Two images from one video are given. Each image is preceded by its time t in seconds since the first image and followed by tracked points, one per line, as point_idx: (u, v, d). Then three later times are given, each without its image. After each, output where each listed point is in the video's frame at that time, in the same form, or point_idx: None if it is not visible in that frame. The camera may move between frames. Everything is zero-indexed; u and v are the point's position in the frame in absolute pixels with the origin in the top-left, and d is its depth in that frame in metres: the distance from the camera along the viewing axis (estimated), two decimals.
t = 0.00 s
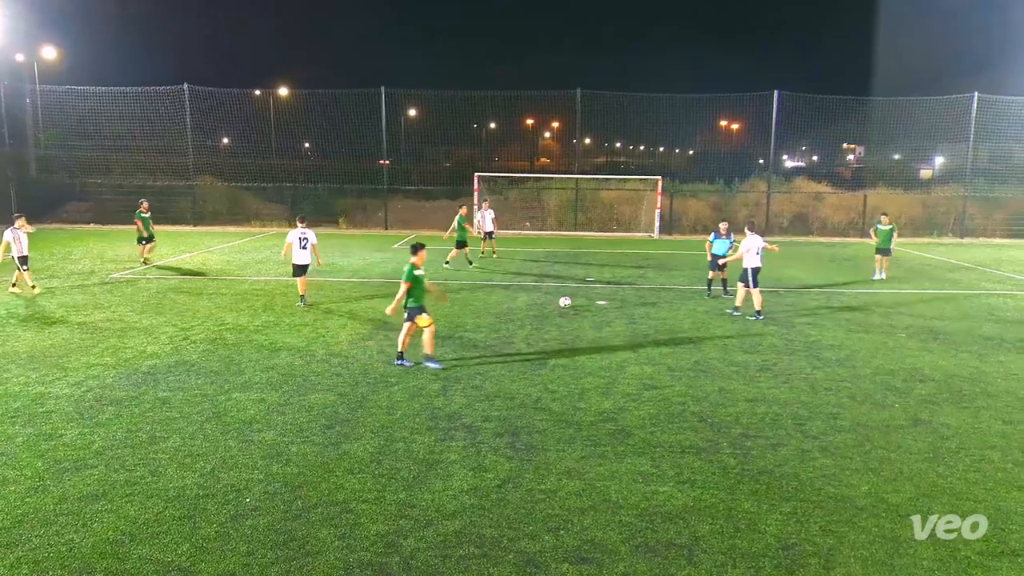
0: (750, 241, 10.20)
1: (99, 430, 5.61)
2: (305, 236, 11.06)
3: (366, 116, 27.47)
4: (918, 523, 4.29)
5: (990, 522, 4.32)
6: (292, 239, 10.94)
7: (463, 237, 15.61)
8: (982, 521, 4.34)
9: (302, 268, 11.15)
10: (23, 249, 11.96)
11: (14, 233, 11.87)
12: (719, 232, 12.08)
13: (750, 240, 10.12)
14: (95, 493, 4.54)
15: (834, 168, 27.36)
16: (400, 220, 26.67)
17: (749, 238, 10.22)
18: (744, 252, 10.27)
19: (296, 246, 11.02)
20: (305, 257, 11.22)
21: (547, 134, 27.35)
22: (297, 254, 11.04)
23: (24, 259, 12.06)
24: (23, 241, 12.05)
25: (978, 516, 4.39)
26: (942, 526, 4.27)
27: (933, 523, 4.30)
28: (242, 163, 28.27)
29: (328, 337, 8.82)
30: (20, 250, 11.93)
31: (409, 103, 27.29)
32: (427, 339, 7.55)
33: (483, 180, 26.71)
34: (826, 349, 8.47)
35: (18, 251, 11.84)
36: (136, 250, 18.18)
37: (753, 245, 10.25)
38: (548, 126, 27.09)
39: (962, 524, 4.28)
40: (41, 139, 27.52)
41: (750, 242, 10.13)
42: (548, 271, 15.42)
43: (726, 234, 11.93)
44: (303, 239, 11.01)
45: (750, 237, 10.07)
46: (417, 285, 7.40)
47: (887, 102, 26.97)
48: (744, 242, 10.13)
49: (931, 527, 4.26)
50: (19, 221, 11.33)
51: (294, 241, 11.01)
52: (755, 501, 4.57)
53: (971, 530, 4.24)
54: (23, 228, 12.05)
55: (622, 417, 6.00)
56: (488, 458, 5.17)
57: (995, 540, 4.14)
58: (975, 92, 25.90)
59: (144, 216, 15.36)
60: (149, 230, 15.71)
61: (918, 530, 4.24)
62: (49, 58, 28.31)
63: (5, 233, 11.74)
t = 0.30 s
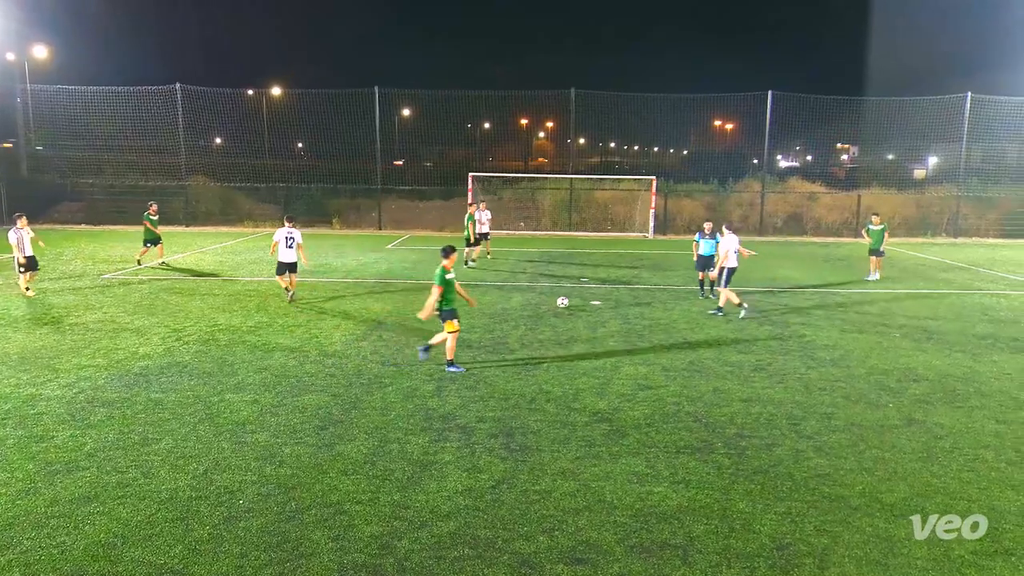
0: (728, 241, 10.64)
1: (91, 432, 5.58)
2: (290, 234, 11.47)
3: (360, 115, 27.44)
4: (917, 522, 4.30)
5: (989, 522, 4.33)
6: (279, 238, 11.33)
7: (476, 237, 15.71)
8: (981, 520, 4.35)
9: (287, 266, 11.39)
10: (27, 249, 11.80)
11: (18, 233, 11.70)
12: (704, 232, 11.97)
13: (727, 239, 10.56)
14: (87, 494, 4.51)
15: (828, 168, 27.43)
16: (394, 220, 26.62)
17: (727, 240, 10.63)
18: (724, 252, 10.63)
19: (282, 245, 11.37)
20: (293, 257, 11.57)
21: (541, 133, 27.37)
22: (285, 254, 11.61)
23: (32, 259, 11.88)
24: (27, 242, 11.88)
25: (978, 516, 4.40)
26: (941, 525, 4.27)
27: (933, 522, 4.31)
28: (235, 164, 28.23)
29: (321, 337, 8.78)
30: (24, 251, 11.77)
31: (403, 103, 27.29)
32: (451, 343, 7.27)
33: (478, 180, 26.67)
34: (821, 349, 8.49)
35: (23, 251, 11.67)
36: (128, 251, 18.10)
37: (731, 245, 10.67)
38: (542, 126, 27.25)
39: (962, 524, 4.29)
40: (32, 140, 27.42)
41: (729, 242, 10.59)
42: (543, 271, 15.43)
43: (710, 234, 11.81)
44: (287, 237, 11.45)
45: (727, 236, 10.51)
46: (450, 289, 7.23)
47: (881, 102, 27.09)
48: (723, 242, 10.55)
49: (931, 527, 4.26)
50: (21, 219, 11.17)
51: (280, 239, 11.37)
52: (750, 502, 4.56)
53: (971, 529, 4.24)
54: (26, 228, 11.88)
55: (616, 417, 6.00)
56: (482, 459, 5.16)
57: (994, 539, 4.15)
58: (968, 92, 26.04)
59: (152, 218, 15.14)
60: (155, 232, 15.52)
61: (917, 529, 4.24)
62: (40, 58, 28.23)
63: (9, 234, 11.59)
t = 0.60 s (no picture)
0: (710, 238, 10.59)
1: (84, 433, 5.56)
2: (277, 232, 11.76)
3: (355, 116, 27.41)
4: (917, 522, 4.30)
5: (990, 521, 4.33)
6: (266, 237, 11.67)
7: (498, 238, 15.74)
8: (981, 520, 4.35)
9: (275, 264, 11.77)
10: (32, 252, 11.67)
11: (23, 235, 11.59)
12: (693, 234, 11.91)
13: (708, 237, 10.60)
14: (79, 496, 4.49)
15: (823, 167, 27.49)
16: (389, 221, 26.59)
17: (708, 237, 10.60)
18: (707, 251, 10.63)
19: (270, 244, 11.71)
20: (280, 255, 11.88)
21: (536, 134, 27.39)
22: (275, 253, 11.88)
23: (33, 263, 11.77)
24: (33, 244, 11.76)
25: (978, 516, 4.40)
26: (941, 525, 4.28)
27: (932, 522, 4.31)
28: (230, 164, 28.09)
29: (314, 338, 8.75)
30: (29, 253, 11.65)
31: (397, 103, 27.25)
32: (460, 343, 7.25)
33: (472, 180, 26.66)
34: (815, 349, 8.50)
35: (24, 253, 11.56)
36: (122, 251, 18.04)
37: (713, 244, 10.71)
38: (535, 126, 27.28)
39: (961, 524, 4.30)
40: (24, 139, 27.32)
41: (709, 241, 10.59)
42: (538, 271, 15.42)
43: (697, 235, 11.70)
44: (274, 234, 11.77)
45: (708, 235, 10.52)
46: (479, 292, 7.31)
47: (875, 102, 27.15)
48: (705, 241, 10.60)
49: (930, 527, 4.26)
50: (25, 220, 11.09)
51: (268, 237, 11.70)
52: (745, 502, 4.57)
53: (971, 529, 4.24)
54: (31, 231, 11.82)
55: (611, 417, 6.00)
56: (477, 459, 5.15)
57: (993, 539, 4.15)
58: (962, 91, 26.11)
59: (158, 217, 15.07)
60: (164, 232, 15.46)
61: (917, 529, 4.24)
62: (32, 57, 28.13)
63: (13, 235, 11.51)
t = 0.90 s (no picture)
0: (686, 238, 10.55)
1: (77, 434, 5.54)
2: (263, 230, 11.91)
3: (350, 115, 27.39)
4: (918, 522, 4.31)
5: (990, 521, 4.34)
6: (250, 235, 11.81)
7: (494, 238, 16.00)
8: (982, 520, 4.35)
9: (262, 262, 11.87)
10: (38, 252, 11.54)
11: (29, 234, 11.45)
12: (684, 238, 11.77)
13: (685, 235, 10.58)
14: (73, 497, 4.47)
15: (817, 167, 27.56)
16: (385, 221, 26.56)
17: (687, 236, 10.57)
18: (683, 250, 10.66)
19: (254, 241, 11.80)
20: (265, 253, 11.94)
21: (531, 133, 27.40)
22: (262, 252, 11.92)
23: (42, 261, 11.62)
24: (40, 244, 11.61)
25: (978, 515, 4.40)
26: (942, 525, 4.28)
27: (933, 522, 4.32)
28: (223, 163, 28.07)
29: (309, 339, 8.72)
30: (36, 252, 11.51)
31: (392, 103, 27.24)
32: (518, 341, 7.39)
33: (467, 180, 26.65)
34: (810, 349, 8.51)
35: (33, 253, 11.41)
36: (116, 252, 17.98)
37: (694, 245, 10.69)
38: (531, 126, 27.32)
39: (961, 524, 4.30)
40: (17, 140, 27.24)
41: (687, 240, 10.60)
42: (534, 271, 15.43)
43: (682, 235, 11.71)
44: (258, 233, 11.92)
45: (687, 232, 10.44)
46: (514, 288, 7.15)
47: (869, 102, 27.24)
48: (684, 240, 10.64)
49: (931, 527, 4.27)
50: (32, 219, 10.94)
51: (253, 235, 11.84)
52: (741, 501, 4.57)
53: (971, 529, 4.25)
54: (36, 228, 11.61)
55: (607, 417, 6.00)
56: (473, 459, 5.15)
57: (992, 538, 4.16)
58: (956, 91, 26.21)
59: (167, 218, 14.99)
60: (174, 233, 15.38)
61: (917, 529, 4.25)
62: (26, 56, 28.05)
63: (20, 234, 11.38)
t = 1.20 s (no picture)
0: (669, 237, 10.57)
1: (72, 436, 5.51)
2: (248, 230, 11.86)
3: (346, 115, 27.38)
4: (917, 522, 4.31)
5: (989, 521, 4.34)
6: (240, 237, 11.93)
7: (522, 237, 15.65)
8: (981, 520, 4.35)
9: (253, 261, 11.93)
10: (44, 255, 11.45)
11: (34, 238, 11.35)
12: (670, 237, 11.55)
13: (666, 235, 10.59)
14: (68, 499, 4.45)
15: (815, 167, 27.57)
16: (382, 221, 26.53)
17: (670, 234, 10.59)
18: (664, 248, 10.70)
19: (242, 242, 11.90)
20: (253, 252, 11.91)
21: (527, 133, 27.41)
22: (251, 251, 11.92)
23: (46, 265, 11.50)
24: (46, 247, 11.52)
25: (977, 515, 4.40)
26: (941, 525, 4.28)
27: (932, 522, 4.32)
28: (219, 163, 28.01)
29: (305, 339, 8.70)
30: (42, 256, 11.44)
31: (388, 102, 27.24)
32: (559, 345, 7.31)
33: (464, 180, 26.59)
34: (807, 349, 8.52)
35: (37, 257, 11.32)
36: (110, 252, 17.94)
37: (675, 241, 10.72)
38: (528, 126, 27.35)
39: (961, 524, 4.30)
40: (10, 140, 27.18)
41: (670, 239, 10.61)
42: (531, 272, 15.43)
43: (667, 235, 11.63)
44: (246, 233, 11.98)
45: (667, 233, 10.40)
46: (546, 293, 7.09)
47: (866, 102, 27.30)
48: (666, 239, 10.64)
49: (930, 527, 4.27)
50: (36, 222, 10.89)
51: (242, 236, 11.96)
52: (738, 501, 4.57)
53: (970, 529, 4.25)
54: (45, 233, 11.60)
55: (604, 418, 5.99)
56: (469, 460, 5.13)
57: (991, 538, 4.16)
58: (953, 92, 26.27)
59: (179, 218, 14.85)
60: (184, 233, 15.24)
61: (916, 530, 4.24)
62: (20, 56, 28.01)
63: (25, 238, 11.29)
